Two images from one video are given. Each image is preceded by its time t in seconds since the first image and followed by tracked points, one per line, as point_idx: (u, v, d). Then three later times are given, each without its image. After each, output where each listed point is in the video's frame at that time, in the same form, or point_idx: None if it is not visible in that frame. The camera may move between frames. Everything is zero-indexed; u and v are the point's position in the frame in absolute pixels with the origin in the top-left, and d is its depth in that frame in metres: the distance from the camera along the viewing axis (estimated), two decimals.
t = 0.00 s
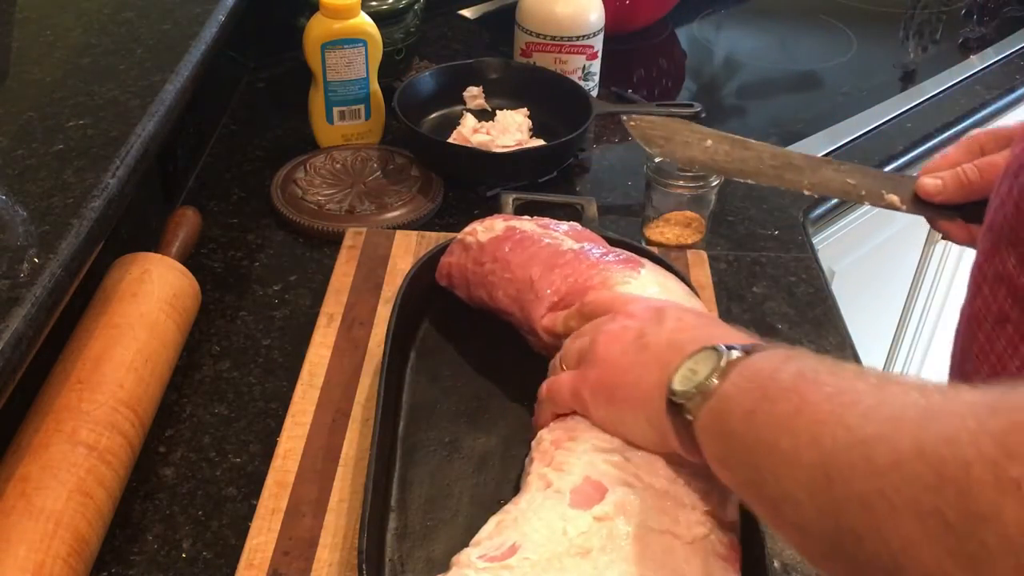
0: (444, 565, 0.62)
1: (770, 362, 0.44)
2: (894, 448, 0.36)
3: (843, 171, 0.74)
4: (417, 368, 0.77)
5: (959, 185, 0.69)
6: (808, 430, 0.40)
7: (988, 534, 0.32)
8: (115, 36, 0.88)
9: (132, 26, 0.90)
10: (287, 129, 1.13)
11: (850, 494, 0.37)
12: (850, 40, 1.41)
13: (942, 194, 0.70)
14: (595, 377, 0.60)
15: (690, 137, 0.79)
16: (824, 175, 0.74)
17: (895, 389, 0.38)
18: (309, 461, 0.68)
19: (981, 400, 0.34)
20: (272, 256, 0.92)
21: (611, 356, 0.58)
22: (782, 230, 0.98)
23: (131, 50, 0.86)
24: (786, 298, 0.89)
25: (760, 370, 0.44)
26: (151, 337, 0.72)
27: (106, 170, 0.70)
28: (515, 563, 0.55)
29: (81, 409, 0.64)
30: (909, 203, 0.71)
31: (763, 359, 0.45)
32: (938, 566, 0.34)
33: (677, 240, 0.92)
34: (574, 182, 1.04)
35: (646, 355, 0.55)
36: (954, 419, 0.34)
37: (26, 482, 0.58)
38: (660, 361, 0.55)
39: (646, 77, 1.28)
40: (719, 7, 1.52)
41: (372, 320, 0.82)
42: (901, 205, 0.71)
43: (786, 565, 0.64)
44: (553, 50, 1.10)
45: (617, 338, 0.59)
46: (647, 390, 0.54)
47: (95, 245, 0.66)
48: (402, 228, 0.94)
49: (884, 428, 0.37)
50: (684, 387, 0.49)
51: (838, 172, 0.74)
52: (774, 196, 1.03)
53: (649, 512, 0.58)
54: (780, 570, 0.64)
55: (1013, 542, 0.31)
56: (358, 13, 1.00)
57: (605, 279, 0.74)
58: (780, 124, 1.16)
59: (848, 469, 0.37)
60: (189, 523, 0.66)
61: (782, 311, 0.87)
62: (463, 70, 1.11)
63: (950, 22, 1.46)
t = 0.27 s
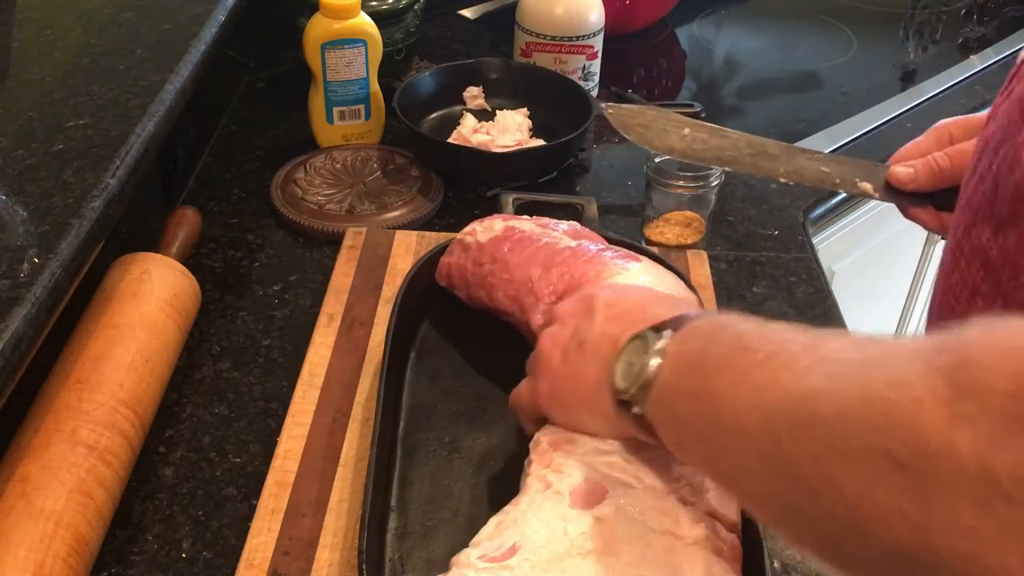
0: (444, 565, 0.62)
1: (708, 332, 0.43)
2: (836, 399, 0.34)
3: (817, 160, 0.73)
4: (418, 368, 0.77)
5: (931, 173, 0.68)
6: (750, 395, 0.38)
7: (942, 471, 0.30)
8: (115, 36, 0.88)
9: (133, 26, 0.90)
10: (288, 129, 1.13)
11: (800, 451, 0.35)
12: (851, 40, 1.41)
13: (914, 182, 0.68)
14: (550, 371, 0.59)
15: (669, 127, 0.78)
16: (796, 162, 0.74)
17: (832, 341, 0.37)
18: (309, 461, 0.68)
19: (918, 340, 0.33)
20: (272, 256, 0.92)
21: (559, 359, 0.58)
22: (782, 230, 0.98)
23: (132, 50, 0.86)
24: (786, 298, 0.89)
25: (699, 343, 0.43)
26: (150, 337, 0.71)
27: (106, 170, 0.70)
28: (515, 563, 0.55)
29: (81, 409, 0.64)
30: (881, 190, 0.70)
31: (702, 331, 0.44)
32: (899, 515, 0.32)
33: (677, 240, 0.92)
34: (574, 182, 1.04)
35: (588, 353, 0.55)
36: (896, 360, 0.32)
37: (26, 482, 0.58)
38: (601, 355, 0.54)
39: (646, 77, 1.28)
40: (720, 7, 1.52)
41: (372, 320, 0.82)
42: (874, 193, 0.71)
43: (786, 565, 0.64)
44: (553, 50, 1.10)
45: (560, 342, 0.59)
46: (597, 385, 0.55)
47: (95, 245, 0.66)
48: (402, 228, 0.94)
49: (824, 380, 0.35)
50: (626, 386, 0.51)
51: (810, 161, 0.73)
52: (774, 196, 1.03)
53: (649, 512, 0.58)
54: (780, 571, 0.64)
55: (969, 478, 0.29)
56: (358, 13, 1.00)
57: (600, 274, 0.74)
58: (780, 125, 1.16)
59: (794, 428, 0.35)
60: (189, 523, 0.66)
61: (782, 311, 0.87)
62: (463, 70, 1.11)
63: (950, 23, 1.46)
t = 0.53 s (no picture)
0: (444, 565, 0.62)
1: (606, 332, 0.42)
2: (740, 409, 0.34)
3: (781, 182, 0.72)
4: (418, 368, 0.77)
5: (890, 197, 0.67)
6: (653, 407, 0.38)
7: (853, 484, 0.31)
8: (116, 36, 0.88)
9: (133, 26, 0.90)
10: (288, 129, 1.13)
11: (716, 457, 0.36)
12: (851, 40, 1.41)
13: (871, 202, 0.68)
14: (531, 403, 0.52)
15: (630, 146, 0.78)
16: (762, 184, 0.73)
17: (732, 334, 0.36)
18: (309, 461, 0.68)
19: (809, 342, 0.33)
20: (272, 256, 0.92)
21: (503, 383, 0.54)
22: (782, 230, 0.98)
23: (132, 50, 0.86)
24: (786, 298, 0.89)
25: (599, 351, 0.42)
26: (150, 337, 0.71)
27: (107, 170, 0.70)
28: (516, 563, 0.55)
29: (81, 409, 0.64)
30: (841, 213, 0.70)
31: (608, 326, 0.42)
32: (815, 520, 0.33)
33: (677, 240, 0.92)
34: (574, 182, 1.04)
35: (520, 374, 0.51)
36: (790, 369, 0.33)
37: (26, 482, 0.58)
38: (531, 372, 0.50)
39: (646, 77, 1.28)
40: (720, 7, 1.52)
41: (372, 320, 0.82)
42: (832, 216, 0.70)
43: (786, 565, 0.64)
44: (553, 50, 1.10)
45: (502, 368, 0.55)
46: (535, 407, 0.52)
47: (95, 245, 0.66)
48: (402, 229, 0.94)
49: (727, 387, 0.35)
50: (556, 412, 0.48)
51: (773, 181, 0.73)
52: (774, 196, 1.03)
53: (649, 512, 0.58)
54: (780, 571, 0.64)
55: (875, 488, 0.30)
56: (359, 13, 1.00)
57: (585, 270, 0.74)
58: (780, 125, 1.16)
59: (705, 443, 0.35)
60: (189, 523, 0.66)
61: (782, 311, 0.87)
62: (463, 70, 1.11)
63: (950, 23, 1.46)
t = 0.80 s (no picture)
0: (444, 565, 0.62)
1: (547, 368, 0.41)
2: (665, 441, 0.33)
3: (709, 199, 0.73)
4: (418, 367, 0.77)
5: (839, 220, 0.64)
6: (597, 445, 0.36)
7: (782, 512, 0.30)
8: (116, 36, 0.88)
9: (133, 26, 0.90)
10: (288, 129, 1.13)
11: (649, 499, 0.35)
12: (850, 40, 1.41)
13: (820, 227, 0.64)
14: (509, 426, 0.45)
15: (568, 166, 0.79)
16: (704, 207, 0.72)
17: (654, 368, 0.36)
18: (309, 461, 0.68)
19: (728, 368, 0.33)
20: (272, 256, 0.92)
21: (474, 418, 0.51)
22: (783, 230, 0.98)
23: (132, 50, 0.86)
24: (786, 298, 0.89)
25: (541, 389, 0.41)
26: (150, 337, 0.71)
27: (107, 170, 0.70)
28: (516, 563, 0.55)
29: (81, 409, 0.64)
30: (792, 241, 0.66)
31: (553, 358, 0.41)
32: (751, 553, 0.33)
33: (677, 240, 0.92)
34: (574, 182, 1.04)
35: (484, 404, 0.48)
36: (708, 398, 0.32)
37: (26, 482, 0.58)
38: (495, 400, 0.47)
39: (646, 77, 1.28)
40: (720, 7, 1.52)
41: (372, 319, 0.82)
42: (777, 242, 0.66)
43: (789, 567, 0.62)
44: (553, 50, 1.10)
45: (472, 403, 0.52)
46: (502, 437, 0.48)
47: (96, 245, 0.66)
48: (402, 229, 0.94)
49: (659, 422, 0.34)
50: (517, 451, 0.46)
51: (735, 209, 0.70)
52: (774, 196, 1.03)
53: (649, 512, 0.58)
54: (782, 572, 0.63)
55: (799, 517, 0.30)
56: (359, 13, 1.00)
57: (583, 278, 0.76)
58: (780, 125, 1.16)
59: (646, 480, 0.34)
60: (189, 523, 0.66)
61: (783, 311, 0.87)
62: (463, 70, 1.11)
63: (950, 23, 1.46)
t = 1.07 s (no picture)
0: (444, 564, 0.62)
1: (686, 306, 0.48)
2: (844, 420, 0.38)
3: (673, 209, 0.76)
4: (418, 367, 0.77)
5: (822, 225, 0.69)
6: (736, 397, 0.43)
7: (894, 515, 0.35)
8: (115, 36, 0.88)
9: (133, 26, 0.90)
10: (288, 129, 1.13)
11: (789, 443, 0.40)
12: (851, 40, 1.41)
13: (805, 235, 0.69)
14: (626, 320, 0.51)
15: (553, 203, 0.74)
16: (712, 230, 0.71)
17: (902, 388, 0.40)
18: (309, 461, 0.68)
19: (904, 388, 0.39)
20: (272, 256, 0.92)
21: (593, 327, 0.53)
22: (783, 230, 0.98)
23: (132, 50, 0.86)
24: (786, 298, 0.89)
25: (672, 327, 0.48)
26: (150, 337, 0.71)
27: (106, 170, 0.70)
28: (516, 562, 0.55)
29: (81, 409, 0.64)
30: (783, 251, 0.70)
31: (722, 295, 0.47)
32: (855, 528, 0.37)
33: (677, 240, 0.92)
34: (574, 182, 1.04)
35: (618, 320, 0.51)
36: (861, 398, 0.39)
37: (26, 482, 0.58)
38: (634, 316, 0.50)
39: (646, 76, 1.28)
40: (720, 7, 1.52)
41: (372, 319, 0.82)
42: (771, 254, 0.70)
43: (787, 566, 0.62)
44: (553, 50, 1.10)
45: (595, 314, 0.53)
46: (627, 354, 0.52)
47: (95, 245, 0.66)
48: (402, 229, 0.94)
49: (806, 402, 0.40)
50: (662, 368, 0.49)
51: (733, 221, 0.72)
52: (774, 196, 1.02)
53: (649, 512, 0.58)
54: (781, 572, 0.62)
55: (912, 497, 0.35)
56: (358, 13, 1.00)
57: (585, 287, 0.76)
58: (780, 125, 1.16)
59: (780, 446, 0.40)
60: (189, 523, 0.66)
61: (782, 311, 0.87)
62: (463, 70, 1.11)
63: (950, 23, 1.46)
